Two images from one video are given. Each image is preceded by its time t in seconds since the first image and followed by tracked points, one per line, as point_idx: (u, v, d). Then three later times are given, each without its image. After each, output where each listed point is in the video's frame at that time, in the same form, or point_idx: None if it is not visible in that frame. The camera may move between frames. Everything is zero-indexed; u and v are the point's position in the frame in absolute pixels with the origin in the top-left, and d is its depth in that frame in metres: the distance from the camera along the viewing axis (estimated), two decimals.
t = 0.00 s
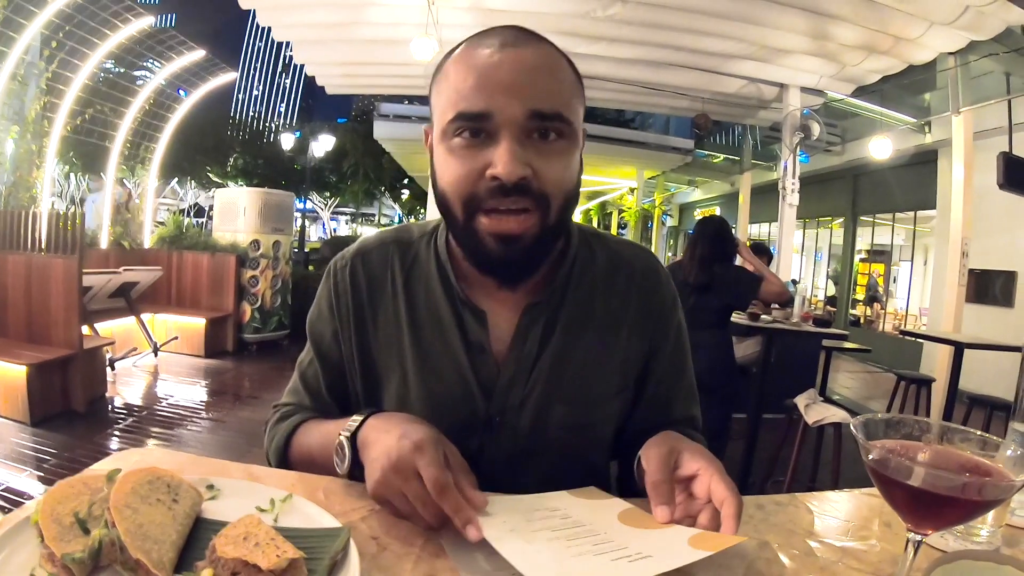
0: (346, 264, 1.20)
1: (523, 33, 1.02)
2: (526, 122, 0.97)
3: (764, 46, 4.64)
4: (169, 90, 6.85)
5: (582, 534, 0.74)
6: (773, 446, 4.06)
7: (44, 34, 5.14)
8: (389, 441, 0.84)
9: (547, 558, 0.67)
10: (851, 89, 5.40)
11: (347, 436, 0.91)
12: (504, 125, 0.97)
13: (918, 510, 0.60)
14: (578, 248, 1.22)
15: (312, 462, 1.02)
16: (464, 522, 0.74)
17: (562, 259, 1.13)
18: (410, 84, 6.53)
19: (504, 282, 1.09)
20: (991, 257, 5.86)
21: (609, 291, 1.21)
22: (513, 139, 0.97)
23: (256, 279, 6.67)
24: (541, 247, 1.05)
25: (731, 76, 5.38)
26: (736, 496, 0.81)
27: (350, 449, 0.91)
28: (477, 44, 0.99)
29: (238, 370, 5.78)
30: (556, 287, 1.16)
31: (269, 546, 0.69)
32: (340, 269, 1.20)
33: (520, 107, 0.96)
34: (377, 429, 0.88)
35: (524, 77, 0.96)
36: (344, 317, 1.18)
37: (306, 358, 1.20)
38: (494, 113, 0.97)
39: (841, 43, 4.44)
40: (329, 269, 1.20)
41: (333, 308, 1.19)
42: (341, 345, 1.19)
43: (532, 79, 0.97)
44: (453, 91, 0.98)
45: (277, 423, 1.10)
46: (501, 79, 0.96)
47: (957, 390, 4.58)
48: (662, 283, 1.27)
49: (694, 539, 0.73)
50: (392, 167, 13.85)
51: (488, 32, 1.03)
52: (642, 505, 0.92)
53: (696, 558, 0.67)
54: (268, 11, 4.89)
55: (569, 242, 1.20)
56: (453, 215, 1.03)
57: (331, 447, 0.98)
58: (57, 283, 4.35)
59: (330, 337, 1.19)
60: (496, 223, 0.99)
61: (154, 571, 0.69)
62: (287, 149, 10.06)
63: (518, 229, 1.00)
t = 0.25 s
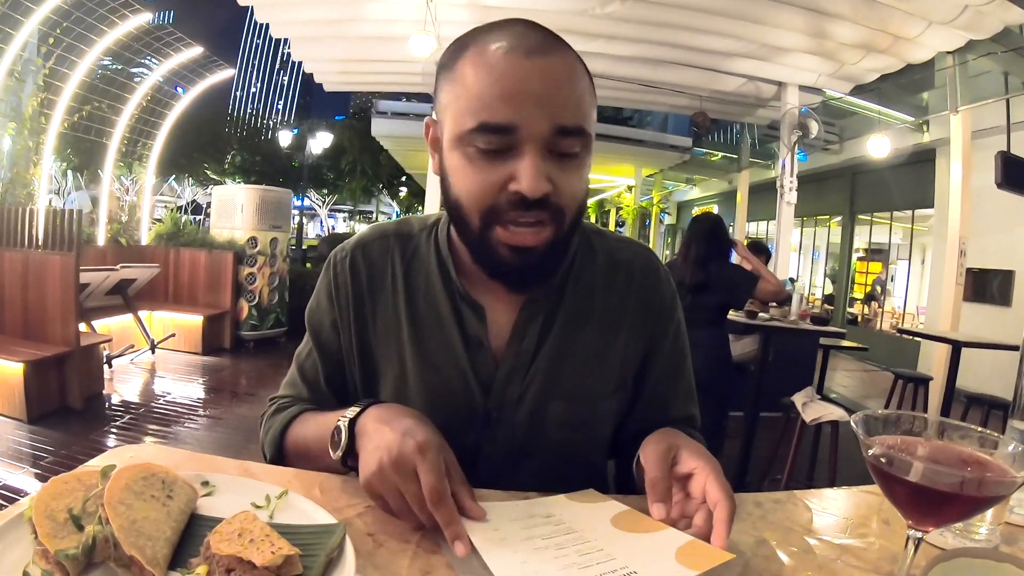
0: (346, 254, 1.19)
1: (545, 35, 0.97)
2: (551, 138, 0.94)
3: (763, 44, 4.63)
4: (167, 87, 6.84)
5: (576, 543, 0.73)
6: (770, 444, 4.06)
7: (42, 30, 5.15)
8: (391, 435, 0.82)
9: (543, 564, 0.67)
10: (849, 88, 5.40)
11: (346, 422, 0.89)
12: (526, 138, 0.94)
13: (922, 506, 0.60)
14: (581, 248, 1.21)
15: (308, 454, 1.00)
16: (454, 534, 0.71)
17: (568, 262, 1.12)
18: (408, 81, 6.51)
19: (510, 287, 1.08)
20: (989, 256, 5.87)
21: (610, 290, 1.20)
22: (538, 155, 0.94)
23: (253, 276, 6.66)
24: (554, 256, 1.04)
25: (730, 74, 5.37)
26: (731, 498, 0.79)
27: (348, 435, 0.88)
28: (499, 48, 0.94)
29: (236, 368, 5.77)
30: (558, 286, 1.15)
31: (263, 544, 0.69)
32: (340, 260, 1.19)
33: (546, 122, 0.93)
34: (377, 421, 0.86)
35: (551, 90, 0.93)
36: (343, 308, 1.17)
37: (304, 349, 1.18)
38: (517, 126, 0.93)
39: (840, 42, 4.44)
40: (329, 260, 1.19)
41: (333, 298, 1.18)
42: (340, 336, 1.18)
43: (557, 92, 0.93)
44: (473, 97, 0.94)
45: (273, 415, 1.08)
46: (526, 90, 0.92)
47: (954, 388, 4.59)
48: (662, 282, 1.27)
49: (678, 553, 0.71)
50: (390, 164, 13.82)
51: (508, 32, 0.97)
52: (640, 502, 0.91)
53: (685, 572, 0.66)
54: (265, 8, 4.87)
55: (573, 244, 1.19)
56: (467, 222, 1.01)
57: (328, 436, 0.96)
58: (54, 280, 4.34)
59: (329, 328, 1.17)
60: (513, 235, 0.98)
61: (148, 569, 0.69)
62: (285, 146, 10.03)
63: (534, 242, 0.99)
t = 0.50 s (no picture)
0: (346, 251, 1.18)
1: (545, 32, 0.96)
2: (548, 135, 0.94)
3: (760, 41, 4.63)
4: (164, 89, 6.80)
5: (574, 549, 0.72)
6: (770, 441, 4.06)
7: (38, 32, 5.12)
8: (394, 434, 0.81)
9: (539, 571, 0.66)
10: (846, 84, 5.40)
11: (347, 420, 0.88)
12: (525, 135, 0.93)
13: (921, 500, 0.59)
14: (579, 245, 1.21)
15: (307, 452, 0.99)
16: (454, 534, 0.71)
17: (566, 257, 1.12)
18: (405, 81, 6.50)
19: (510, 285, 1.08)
20: (987, 252, 5.87)
21: (609, 288, 1.20)
22: (535, 151, 0.94)
23: (251, 278, 6.65)
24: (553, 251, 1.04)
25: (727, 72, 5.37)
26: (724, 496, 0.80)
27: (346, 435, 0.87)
28: (498, 44, 0.94)
29: (235, 369, 5.76)
30: (556, 283, 1.14)
31: (261, 544, 0.68)
32: (340, 257, 1.18)
33: (543, 118, 0.93)
34: (379, 421, 0.85)
35: (548, 86, 0.92)
36: (344, 305, 1.16)
37: (304, 348, 1.17)
38: (516, 123, 0.93)
39: (837, 39, 4.43)
40: (329, 257, 1.18)
41: (333, 295, 1.17)
42: (341, 333, 1.17)
43: (556, 88, 0.93)
44: (472, 92, 0.93)
45: (273, 413, 1.07)
46: (523, 85, 0.92)
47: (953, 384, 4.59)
48: (661, 281, 1.26)
49: (676, 563, 0.70)
50: (388, 164, 13.80)
51: (508, 29, 0.96)
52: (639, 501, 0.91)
53: None
54: (261, 8, 4.86)
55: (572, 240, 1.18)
56: (466, 218, 1.00)
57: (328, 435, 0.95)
58: (52, 283, 4.33)
59: (329, 325, 1.17)
60: (509, 231, 0.98)
61: (146, 569, 0.69)
62: (282, 147, 10.02)
63: (529, 237, 0.99)
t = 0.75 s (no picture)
0: (347, 250, 1.18)
1: (558, 45, 0.95)
2: (556, 151, 0.93)
3: (756, 41, 4.64)
4: (161, 93, 6.81)
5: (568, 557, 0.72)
6: (770, 440, 4.07)
7: (34, 39, 5.09)
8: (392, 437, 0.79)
9: None
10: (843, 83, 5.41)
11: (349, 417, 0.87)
12: (532, 150, 0.93)
13: (918, 498, 0.59)
14: (578, 247, 1.21)
15: (305, 452, 0.98)
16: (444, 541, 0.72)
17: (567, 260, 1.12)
18: (402, 83, 6.50)
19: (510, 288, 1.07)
20: (985, 249, 5.88)
21: (608, 289, 1.20)
22: (542, 167, 0.93)
23: (250, 282, 6.65)
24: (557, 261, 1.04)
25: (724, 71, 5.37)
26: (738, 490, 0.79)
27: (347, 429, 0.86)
28: (508, 57, 0.93)
29: (234, 373, 5.76)
30: (557, 285, 1.14)
31: (259, 547, 0.68)
32: (341, 256, 1.18)
33: (552, 135, 0.92)
34: (381, 417, 0.84)
35: (558, 103, 0.91)
36: (346, 303, 1.16)
37: (304, 347, 1.16)
38: (524, 139, 0.92)
39: (833, 37, 4.44)
40: (331, 255, 1.18)
41: (335, 293, 1.16)
42: (342, 331, 1.16)
43: (566, 105, 0.92)
44: (482, 105, 0.93)
45: (274, 412, 1.06)
46: (533, 100, 0.91)
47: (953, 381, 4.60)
48: (659, 283, 1.26)
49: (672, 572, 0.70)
50: (386, 167, 13.81)
51: (521, 40, 0.95)
52: (637, 502, 0.91)
53: None
54: (258, 12, 4.86)
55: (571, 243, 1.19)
56: (470, 224, 1.01)
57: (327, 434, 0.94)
58: (50, 289, 4.32)
59: (331, 323, 1.16)
60: (512, 242, 0.98)
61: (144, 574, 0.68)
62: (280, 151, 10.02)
63: (530, 248, 0.99)
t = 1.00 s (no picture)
0: (355, 242, 1.18)
1: (569, 42, 0.95)
2: (566, 144, 0.93)
3: (756, 39, 4.63)
4: (161, 92, 6.82)
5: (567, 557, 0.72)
6: (769, 439, 4.07)
7: (34, 37, 5.10)
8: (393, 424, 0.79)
9: None
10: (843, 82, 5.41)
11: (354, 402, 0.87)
12: (543, 144, 0.93)
13: (919, 497, 0.59)
14: (585, 249, 1.21)
15: (304, 443, 0.97)
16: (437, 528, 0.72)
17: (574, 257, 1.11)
18: (401, 82, 6.50)
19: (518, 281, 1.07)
20: (984, 248, 5.88)
21: (614, 290, 1.20)
22: (554, 160, 0.93)
23: (250, 281, 6.65)
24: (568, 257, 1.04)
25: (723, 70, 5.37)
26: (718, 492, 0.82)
27: (349, 413, 0.85)
28: (519, 52, 0.93)
29: (234, 372, 5.76)
30: (563, 284, 1.14)
31: (258, 546, 0.68)
32: (348, 248, 1.18)
33: (563, 128, 0.92)
34: (386, 406, 0.84)
35: (569, 96, 0.92)
36: (351, 296, 1.16)
37: (307, 338, 1.15)
38: (535, 131, 0.92)
39: (833, 36, 4.43)
40: (338, 247, 1.18)
41: (340, 285, 1.16)
42: (347, 323, 1.16)
43: (577, 99, 0.92)
44: (495, 98, 0.93)
45: (274, 403, 1.05)
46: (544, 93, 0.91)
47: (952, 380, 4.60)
48: (664, 287, 1.26)
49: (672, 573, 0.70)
50: (386, 166, 13.80)
51: (533, 36, 0.96)
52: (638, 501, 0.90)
53: None
54: (258, 11, 4.86)
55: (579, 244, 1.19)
56: (482, 220, 1.00)
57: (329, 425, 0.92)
58: (50, 288, 4.32)
59: (335, 315, 1.16)
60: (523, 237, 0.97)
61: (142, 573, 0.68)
62: (279, 150, 10.00)
63: (541, 244, 0.99)
